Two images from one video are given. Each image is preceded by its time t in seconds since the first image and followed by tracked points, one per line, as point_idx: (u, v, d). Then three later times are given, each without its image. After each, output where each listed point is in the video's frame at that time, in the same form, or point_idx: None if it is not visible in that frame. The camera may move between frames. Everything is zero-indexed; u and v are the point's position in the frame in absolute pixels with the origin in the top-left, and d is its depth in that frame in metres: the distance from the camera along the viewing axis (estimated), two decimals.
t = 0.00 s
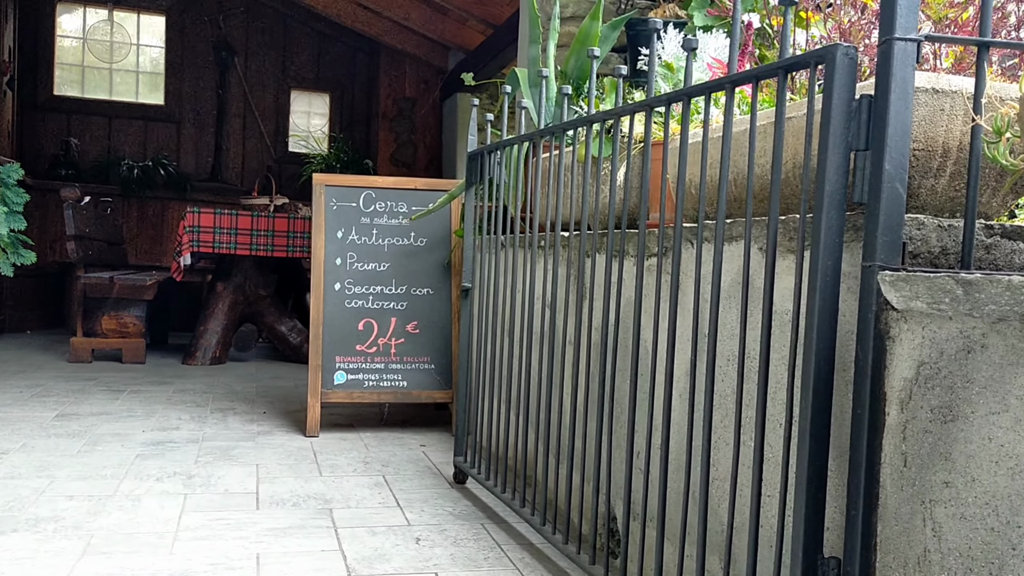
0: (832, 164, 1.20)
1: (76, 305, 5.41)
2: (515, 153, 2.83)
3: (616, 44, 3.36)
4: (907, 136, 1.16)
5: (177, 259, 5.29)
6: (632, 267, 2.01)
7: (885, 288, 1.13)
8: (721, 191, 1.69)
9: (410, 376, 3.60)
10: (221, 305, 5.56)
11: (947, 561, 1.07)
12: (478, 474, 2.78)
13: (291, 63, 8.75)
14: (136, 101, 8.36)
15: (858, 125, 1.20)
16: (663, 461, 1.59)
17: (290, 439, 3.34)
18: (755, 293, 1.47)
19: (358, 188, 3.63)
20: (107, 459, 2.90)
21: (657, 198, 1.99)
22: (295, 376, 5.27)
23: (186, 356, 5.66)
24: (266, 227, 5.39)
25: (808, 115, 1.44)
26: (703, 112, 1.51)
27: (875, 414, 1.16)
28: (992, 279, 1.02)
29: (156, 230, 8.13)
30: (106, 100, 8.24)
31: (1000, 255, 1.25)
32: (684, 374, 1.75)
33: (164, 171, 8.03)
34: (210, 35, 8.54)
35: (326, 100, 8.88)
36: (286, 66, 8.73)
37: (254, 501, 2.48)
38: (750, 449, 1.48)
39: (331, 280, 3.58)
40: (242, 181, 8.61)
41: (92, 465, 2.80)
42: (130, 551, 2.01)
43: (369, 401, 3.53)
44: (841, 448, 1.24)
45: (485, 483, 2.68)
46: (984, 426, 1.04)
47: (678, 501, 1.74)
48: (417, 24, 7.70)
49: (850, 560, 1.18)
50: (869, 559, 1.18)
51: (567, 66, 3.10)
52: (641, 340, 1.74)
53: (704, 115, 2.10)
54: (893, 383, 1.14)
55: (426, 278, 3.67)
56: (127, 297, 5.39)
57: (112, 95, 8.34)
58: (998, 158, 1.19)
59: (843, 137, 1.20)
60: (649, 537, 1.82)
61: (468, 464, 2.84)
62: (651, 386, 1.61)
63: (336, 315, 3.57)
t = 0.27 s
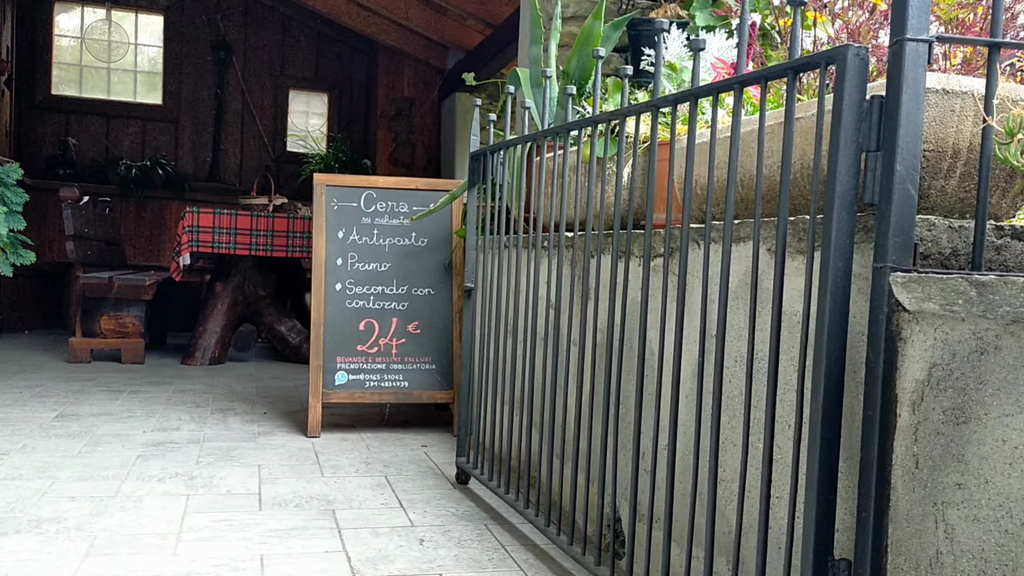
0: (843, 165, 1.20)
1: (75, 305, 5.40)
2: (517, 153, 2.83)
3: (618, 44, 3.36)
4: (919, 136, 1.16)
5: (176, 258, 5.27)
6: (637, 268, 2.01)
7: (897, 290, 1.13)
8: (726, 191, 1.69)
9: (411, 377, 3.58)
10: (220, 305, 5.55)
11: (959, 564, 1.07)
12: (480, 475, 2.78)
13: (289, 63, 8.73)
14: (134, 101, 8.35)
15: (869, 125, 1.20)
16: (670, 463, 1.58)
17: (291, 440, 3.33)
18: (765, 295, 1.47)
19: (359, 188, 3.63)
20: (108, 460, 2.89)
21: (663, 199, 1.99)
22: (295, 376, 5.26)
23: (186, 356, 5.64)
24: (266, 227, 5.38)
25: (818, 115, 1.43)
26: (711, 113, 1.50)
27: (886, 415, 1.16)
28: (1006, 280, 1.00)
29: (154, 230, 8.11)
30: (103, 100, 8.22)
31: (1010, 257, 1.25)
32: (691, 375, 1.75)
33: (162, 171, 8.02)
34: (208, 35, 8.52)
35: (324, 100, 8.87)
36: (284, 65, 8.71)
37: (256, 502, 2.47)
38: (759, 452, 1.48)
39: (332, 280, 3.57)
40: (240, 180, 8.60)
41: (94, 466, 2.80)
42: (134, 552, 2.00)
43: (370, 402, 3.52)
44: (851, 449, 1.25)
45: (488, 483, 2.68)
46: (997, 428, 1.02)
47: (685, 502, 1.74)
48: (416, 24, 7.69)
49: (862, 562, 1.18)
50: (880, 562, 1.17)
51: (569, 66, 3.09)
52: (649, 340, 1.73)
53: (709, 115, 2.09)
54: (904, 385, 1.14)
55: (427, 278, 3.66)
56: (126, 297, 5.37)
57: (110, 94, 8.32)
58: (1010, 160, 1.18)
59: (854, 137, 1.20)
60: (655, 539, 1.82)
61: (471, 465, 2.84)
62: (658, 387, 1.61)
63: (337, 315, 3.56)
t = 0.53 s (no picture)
0: (852, 164, 1.21)
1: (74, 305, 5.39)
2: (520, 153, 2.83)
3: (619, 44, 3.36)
4: (928, 136, 1.16)
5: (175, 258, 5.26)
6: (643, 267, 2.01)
7: (907, 289, 1.13)
8: (732, 190, 1.70)
9: (412, 377, 3.58)
10: (219, 305, 5.54)
11: (969, 562, 1.07)
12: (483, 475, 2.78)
13: (287, 62, 8.72)
14: (132, 100, 8.33)
15: (878, 125, 1.21)
16: (676, 462, 1.59)
17: (292, 440, 3.33)
18: (772, 294, 1.47)
19: (360, 187, 3.63)
20: (110, 460, 2.89)
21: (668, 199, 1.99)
22: (295, 375, 5.26)
23: (185, 356, 5.64)
24: (265, 227, 5.37)
25: (825, 115, 1.44)
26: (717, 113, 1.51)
27: (895, 413, 1.17)
28: (1017, 280, 1.02)
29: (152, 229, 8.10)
30: (101, 100, 8.20)
31: (1017, 257, 1.25)
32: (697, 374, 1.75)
33: (160, 170, 8.01)
34: (206, 34, 8.51)
35: (322, 100, 8.86)
36: (282, 65, 8.70)
37: (259, 503, 2.46)
38: (766, 451, 1.48)
39: (333, 279, 3.57)
40: (239, 180, 8.59)
41: (96, 466, 2.79)
42: (137, 552, 2.00)
43: (371, 401, 3.51)
44: (860, 449, 1.25)
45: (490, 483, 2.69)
46: (1008, 426, 1.03)
47: (691, 501, 1.74)
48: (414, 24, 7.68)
49: (869, 561, 1.18)
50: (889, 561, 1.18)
51: (570, 66, 3.09)
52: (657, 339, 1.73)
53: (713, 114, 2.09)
54: (912, 384, 1.15)
55: (428, 278, 3.66)
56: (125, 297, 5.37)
57: (108, 94, 8.31)
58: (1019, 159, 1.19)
59: (863, 137, 1.21)
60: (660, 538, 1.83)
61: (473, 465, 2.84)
62: (664, 388, 1.61)
63: (338, 315, 3.56)
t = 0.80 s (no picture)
0: (856, 165, 1.22)
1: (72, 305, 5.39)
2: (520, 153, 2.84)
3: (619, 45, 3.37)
4: (931, 137, 1.17)
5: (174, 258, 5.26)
6: (645, 267, 2.02)
7: (911, 290, 1.14)
8: (736, 190, 1.70)
9: (412, 376, 3.58)
10: (218, 305, 5.54)
11: (972, 561, 1.07)
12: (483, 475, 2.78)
13: (285, 62, 8.71)
14: (129, 100, 8.33)
15: (882, 126, 1.21)
16: (679, 462, 1.59)
17: (292, 440, 3.33)
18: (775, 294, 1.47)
19: (359, 187, 3.63)
20: (110, 460, 2.89)
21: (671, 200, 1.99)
22: (294, 375, 5.26)
23: (183, 356, 5.63)
24: (264, 227, 5.37)
25: (827, 115, 1.44)
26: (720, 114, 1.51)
27: (899, 412, 1.17)
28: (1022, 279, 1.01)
29: (150, 229, 8.10)
30: (99, 100, 8.20)
31: (1020, 257, 1.26)
32: (701, 373, 1.75)
33: (158, 170, 8.00)
34: (204, 34, 8.50)
35: (320, 100, 8.85)
36: (280, 65, 8.70)
37: (260, 502, 2.47)
38: (769, 451, 1.48)
39: (333, 280, 3.57)
40: (236, 180, 8.58)
41: (96, 466, 2.79)
42: (139, 552, 2.00)
43: (371, 401, 3.51)
44: (864, 449, 1.25)
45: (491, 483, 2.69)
46: (1012, 425, 1.03)
47: (694, 501, 1.74)
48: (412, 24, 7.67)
49: (873, 561, 1.18)
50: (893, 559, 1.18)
51: (570, 67, 3.09)
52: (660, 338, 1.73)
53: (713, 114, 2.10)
54: (917, 384, 1.15)
55: (428, 278, 3.66)
56: (124, 297, 5.37)
57: (106, 94, 8.30)
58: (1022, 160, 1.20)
59: (867, 137, 1.21)
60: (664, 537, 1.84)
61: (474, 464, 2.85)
62: (667, 387, 1.62)
63: (337, 315, 3.56)
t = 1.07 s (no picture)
0: (857, 163, 1.21)
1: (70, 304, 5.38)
2: (519, 151, 2.84)
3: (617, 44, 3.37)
4: (933, 135, 1.17)
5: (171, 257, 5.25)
6: (645, 265, 2.02)
7: (913, 288, 1.14)
8: (737, 188, 1.71)
9: (411, 375, 3.57)
10: (216, 304, 5.54)
11: (975, 558, 1.08)
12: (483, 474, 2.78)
13: (283, 61, 8.70)
14: (126, 99, 8.31)
15: (883, 124, 1.21)
16: (680, 459, 1.59)
17: (291, 439, 3.33)
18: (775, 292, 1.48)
19: (357, 187, 3.63)
20: (109, 459, 2.88)
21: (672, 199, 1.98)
22: (292, 375, 5.25)
23: (181, 355, 5.63)
24: (262, 226, 5.36)
25: (828, 113, 1.45)
26: (720, 111, 1.51)
27: (900, 410, 1.17)
28: None
29: (147, 228, 8.09)
30: (96, 99, 8.18)
31: (1021, 254, 1.26)
32: (701, 371, 1.75)
33: (155, 170, 7.99)
34: (201, 33, 8.49)
35: (317, 99, 8.84)
36: (277, 64, 8.69)
37: (259, 501, 2.46)
38: (769, 449, 1.48)
39: (332, 279, 3.56)
40: (233, 179, 8.57)
41: (94, 466, 2.79)
42: (139, 551, 2.00)
43: (370, 400, 3.50)
44: (866, 446, 1.25)
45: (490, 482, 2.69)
46: (1015, 423, 1.05)
47: (694, 499, 1.75)
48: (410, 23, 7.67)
49: (875, 558, 1.19)
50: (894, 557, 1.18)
51: (569, 66, 3.09)
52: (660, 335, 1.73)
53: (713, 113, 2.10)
54: (918, 382, 1.15)
55: (427, 277, 3.66)
56: (122, 296, 5.36)
57: (103, 93, 8.29)
58: None
59: (869, 135, 1.21)
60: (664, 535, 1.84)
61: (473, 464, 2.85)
62: (666, 385, 1.62)
63: (336, 314, 3.55)
